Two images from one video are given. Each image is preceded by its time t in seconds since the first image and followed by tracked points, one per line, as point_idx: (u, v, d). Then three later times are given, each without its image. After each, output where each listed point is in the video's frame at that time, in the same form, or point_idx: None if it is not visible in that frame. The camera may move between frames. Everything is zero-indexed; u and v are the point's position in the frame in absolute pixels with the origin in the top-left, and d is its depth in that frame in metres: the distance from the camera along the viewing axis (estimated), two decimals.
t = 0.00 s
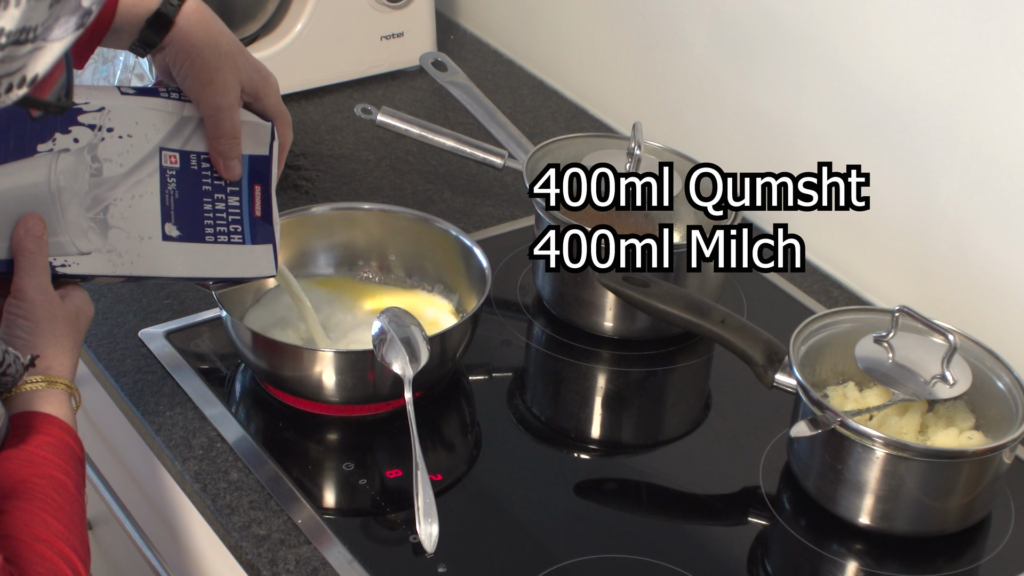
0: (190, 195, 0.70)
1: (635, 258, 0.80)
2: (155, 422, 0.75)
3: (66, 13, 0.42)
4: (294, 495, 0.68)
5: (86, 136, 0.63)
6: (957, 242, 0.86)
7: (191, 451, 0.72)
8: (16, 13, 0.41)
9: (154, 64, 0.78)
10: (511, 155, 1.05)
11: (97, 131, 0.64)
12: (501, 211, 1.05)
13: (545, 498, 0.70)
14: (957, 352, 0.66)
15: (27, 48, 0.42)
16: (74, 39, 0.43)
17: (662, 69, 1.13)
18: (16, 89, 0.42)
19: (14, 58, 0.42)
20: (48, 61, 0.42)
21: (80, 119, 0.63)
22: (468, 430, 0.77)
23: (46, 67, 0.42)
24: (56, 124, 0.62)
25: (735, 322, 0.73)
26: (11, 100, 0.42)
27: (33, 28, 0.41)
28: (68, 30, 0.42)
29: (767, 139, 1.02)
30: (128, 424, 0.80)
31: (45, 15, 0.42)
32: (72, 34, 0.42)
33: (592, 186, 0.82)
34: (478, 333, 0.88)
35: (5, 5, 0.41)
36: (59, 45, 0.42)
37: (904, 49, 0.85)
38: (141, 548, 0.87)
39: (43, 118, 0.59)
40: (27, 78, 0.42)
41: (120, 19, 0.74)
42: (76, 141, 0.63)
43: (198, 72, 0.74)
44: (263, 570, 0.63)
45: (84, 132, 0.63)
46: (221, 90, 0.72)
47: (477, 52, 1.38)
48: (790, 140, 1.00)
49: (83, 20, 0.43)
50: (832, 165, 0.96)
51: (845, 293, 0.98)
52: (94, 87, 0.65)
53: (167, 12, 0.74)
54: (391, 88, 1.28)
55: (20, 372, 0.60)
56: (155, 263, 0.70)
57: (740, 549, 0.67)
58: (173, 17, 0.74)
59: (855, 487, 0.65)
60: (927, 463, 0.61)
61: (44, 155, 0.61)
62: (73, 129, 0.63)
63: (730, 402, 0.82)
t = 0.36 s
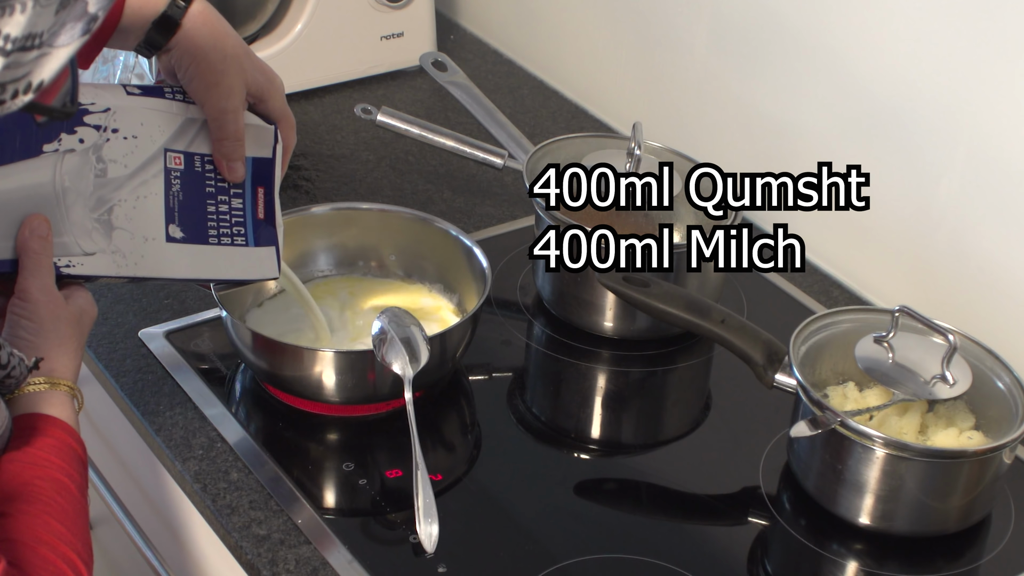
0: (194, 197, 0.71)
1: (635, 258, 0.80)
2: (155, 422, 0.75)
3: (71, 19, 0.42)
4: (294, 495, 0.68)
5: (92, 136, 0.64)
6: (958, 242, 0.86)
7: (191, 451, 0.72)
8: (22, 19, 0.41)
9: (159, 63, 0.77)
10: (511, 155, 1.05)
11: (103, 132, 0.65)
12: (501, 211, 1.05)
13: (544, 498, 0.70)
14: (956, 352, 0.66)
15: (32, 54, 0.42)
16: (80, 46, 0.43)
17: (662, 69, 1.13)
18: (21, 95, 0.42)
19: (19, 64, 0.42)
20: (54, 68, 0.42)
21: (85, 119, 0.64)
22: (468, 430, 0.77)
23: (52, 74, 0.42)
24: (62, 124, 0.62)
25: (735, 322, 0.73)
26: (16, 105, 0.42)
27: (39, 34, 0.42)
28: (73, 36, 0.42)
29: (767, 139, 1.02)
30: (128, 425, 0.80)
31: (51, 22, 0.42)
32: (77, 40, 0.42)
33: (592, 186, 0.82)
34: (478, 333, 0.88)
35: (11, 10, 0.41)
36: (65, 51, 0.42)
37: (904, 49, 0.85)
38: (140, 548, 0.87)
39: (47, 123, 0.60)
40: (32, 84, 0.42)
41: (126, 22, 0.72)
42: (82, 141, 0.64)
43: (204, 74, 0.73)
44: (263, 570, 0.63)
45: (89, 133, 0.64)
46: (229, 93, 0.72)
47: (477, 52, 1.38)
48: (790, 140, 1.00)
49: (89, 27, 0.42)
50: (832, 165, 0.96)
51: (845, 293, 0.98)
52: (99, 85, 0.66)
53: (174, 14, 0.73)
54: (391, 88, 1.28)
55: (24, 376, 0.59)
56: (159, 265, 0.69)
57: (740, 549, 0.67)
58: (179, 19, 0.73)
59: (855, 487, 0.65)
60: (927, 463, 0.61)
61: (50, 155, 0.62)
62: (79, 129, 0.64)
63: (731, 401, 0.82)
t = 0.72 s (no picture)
0: (194, 196, 0.71)
1: (635, 258, 0.80)
2: (155, 422, 0.75)
3: (73, 21, 0.43)
4: (294, 495, 0.68)
5: (92, 135, 0.65)
6: (957, 242, 0.86)
7: (191, 451, 0.72)
8: (23, 21, 0.41)
9: (160, 60, 0.77)
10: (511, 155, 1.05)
11: (103, 130, 0.66)
12: (500, 212, 1.05)
13: (545, 498, 0.70)
14: (956, 352, 0.66)
15: (34, 56, 0.42)
16: (81, 47, 0.43)
17: (662, 69, 1.13)
18: (24, 96, 0.42)
19: (21, 66, 0.42)
20: (56, 70, 0.43)
21: (86, 118, 0.65)
22: (468, 430, 0.77)
23: (55, 75, 0.43)
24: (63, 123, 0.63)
25: (735, 323, 0.73)
26: (18, 106, 0.42)
27: (42, 36, 0.42)
28: (75, 37, 0.43)
29: (767, 139, 1.02)
30: (128, 424, 0.80)
31: (54, 23, 0.42)
32: (79, 41, 0.43)
33: (592, 186, 0.82)
34: (478, 333, 0.88)
35: (13, 13, 0.41)
36: (68, 52, 0.43)
37: (903, 49, 0.85)
38: (141, 548, 0.87)
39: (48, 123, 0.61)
40: (35, 86, 0.42)
41: (128, 20, 0.72)
42: (82, 140, 0.64)
43: (205, 74, 0.72)
44: (263, 570, 0.63)
45: (90, 132, 0.65)
46: (230, 95, 0.72)
47: (477, 52, 1.38)
48: (789, 140, 1.00)
49: (91, 27, 0.43)
50: (831, 165, 0.96)
51: (845, 293, 0.98)
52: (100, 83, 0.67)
53: (176, 13, 0.72)
54: (391, 88, 1.28)
55: (24, 374, 0.59)
56: (159, 263, 0.69)
57: (740, 549, 0.67)
58: (180, 19, 0.73)
59: (855, 487, 0.65)
60: (927, 463, 0.61)
61: (52, 152, 0.62)
62: (80, 128, 0.64)
63: (731, 402, 0.82)
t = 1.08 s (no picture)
0: (188, 196, 0.69)
1: (635, 258, 0.80)
2: (155, 422, 0.75)
3: (71, 19, 0.43)
4: (294, 495, 0.68)
5: (87, 137, 0.63)
6: (957, 242, 0.86)
7: (191, 451, 0.72)
8: (22, 19, 0.42)
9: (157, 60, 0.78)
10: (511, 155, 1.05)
11: (97, 132, 0.64)
12: (500, 211, 1.05)
13: (545, 498, 0.70)
14: (957, 352, 0.66)
15: (33, 54, 0.43)
16: (80, 45, 0.44)
17: (662, 69, 1.13)
18: (21, 94, 0.43)
19: (21, 64, 0.43)
20: (53, 68, 0.44)
21: (82, 119, 0.63)
22: (468, 431, 0.77)
23: (52, 73, 0.44)
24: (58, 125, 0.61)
25: (736, 323, 0.73)
26: (17, 105, 0.43)
27: (39, 34, 0.43)
28: (74, 36, 0.44)
29: (767, 139, 1.02)
30: (128, 424, 0.80)
31: (52, 22, 0.43)
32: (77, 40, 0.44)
33: (592, 186, 0.82)
34: (478, 333, 0.88)
35: (12, 11, 0.42)
36: (65, 50, 0.44)
37: (903, 49, 0.85)
38: (141, 548, 0.87)
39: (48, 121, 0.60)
40: (33, 84, 0.43)
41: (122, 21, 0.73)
42: (76, 142, 0.63)
43: (199, 72, 0.73)
44: (263, 570, 0.63)
45: (84, 133, 0.63)
46: (224, 94, 0.71)
47: (478, 52, 1.38)
48: (790, 140, 1.00)
49: (88, 25, 0.44)
50: (832, 165, 0.96)
51: (845, 293, 0.98)
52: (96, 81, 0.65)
53: (171, 13, 0.73)
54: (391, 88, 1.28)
55: (20, 369, 0.60)
56: (153, 263, 0.70)
57: (740, 549, 0.67)
58: (175, 19, 0.74)
59: (855, 487, 0.65)
60: (927, 463, 0.61)
61: (45, 154, 0.61)
62: (75, 129, 0.62)
63: (730, 401, 0.82)
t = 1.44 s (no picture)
0: (184, 196, 0.69)
1: (635, 258, 0.80)
2: (155, 422, 0.75)
3: (61, 10, 0.49)
4: (293, 495, 0.68)
5: (83, 137, 0.63)
6: (957, 242, 0.86)
7: (191, 451, 0.72)
8: (11, 11, 0.47)
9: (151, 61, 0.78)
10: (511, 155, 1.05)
11: (93, 132, 0.64)
12: (500, 212, 1.05)
13: (544, 498, 0.70)
14: (957, 352, 0.66)
15: (22, 46, 0.49)
16: (69, 35, 0.49)
17: (662, 69, 1.13)
18: (13, 85, 0.49)
19: (11, 54, 0.49)
20: (43, 59, 0.49)
21: (78, 119, 0.62)
22: (468, 431, 0.77)
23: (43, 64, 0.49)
24: (54, 125, 0.61)
25: (736, 323, 0.73)
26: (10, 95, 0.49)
27: (29, 26, 0.48)
28: (62, 26, 0.49)
29: (767, 139, 1.02)
30: (128, 424, 0.80)
31: (41, 13, 0.48)
32: (66, 30, 0.49)
33: (592, 186, 0.82)
34: (478, 333, 0.88)
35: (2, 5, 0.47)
36: (55, 40, 0.49)
37: (902, 49, 0.85)
38: (141, 548, 0.87)
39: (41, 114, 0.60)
40: (23, 75, 0.49)
41: (115, 20, 0.74)
42: (72, 141, 0.62)
43: (194, 71, 0.73)
44: (263, 570, 0.63)
45: (80, 133, 0.63)
46: (216, 92, 0.71)
47: (478, 52, 1.38)
48: (789, 140, 1.00)
49: (78, 16, 0.49)
50: (831, 165, 0.96)
51: (845, 293, 0.98)
52: (92, 83, 0.65)
53: (163, 14, 0.74)
54: (391, 88, 1.28)
55: (19, 368, 0.60)
56: (150, 262, 0.70)
57: (740, 549, 0.67)
58: (168, 19, 0.74)
59: (855, 487, 0.65)
60: (927, 463, 0.61)
61: (43, 155, 0.61)
62: (71, 129, 0.62)
63: (730, 402, 0.82)
